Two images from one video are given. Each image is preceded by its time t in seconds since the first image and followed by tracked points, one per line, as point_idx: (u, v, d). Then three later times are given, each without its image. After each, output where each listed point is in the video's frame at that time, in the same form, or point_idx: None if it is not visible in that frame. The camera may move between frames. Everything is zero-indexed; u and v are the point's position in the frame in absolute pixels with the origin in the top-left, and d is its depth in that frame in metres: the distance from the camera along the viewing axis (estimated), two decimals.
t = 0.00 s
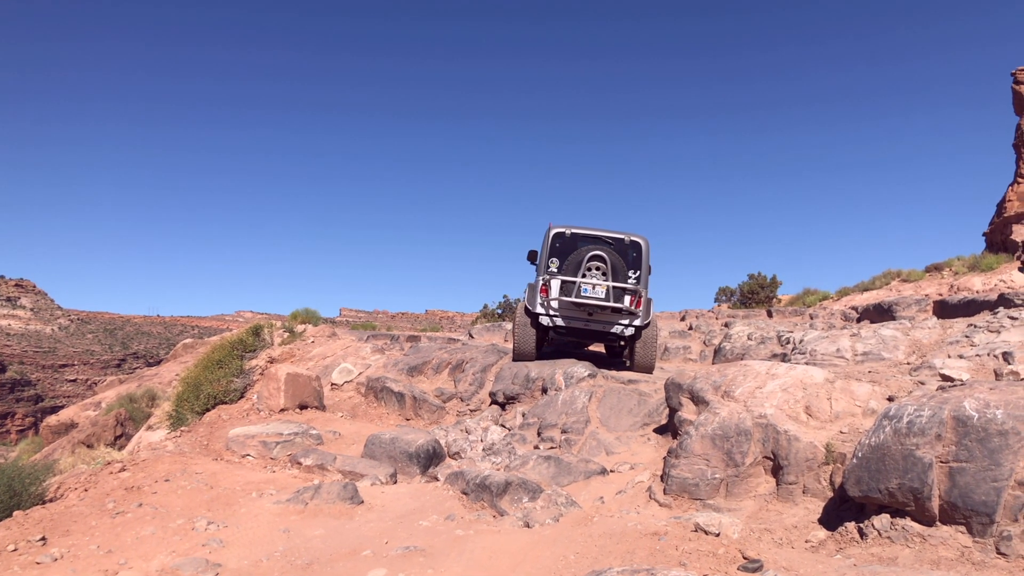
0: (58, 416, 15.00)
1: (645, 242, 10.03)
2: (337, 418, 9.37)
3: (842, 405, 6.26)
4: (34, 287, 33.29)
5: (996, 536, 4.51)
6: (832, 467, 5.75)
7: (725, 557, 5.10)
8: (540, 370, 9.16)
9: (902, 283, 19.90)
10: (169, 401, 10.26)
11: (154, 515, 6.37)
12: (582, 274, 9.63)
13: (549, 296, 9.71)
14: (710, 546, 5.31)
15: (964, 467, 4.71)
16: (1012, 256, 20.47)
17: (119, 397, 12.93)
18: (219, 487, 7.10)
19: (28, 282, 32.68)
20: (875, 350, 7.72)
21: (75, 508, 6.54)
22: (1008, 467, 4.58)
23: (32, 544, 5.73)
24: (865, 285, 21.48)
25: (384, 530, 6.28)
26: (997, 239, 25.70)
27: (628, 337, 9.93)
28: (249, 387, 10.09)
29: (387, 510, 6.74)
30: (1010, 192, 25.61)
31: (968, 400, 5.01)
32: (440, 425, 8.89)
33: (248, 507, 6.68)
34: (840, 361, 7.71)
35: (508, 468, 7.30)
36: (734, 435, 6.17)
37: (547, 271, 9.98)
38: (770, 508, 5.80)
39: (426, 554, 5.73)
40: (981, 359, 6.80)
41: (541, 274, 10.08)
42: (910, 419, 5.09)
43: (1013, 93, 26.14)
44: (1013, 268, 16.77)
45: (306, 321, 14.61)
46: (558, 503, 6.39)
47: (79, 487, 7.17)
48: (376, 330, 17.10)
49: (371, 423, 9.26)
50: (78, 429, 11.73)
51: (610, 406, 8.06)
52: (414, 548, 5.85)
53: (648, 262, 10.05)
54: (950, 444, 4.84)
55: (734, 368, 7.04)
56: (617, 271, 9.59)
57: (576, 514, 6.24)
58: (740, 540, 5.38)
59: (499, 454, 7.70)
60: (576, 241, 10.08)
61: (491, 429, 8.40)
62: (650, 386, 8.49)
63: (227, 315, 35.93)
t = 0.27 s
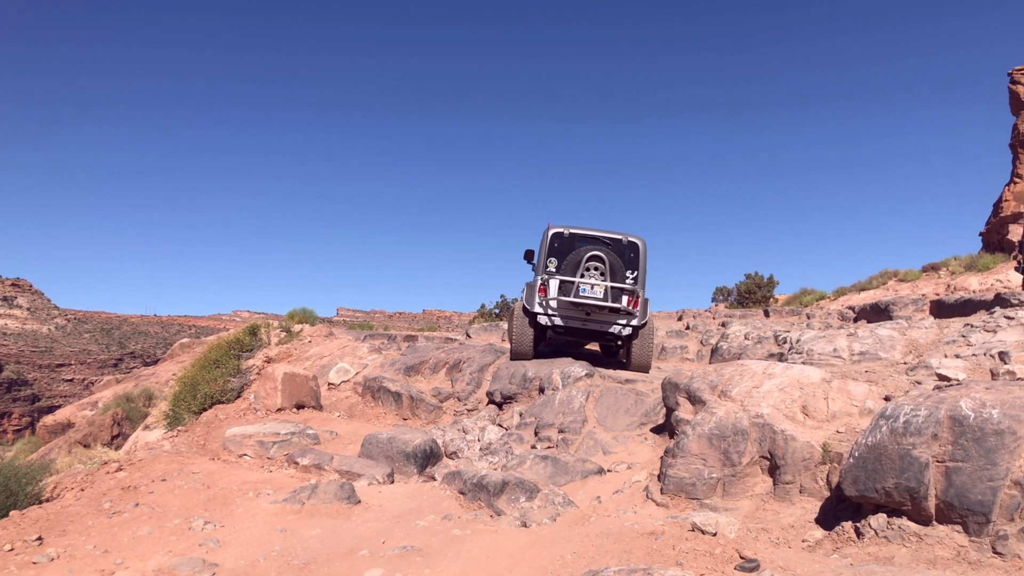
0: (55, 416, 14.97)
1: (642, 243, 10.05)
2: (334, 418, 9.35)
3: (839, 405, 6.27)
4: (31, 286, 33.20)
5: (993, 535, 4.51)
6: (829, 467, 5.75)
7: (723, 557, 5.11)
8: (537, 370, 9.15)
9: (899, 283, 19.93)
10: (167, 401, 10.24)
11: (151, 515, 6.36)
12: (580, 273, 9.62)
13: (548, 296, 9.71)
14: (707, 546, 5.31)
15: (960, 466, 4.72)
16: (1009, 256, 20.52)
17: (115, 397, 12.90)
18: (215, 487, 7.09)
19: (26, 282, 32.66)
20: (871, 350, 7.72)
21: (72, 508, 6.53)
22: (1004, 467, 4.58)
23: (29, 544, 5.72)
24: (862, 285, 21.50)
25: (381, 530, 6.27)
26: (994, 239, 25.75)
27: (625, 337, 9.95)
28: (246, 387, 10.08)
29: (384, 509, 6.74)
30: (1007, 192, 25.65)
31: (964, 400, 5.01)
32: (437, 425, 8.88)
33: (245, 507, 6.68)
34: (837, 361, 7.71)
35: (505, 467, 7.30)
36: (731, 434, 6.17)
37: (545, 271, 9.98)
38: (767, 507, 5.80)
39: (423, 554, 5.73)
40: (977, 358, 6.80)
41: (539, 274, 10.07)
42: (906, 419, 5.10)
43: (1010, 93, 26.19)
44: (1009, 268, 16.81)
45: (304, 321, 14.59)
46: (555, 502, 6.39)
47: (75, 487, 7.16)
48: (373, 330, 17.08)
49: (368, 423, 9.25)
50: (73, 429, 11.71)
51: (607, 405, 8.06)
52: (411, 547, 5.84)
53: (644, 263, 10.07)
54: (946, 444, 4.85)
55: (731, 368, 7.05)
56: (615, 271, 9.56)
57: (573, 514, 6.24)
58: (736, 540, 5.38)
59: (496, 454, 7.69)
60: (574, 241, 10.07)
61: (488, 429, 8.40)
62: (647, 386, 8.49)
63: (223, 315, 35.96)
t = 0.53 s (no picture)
0: (52, 416, 14.95)
1: (640, 242, 10.07)
2: (332, 418, 9.34)
3: (836, 403, 6.27)
4: (29, 286, 33.15)
5: (990, 533, 4.52)
6: (826, 465, 5.77)
7: (720, 556, 5.11)
8: (535, 369, 9.15)
9: (897, 282, 19.95)
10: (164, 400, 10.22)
11: (148, 515, 6.35)
12: (579, 272, 9.62)
13: (547, 294, 9.68)
14: (704, 545, 5.31)
15: (957, 465, 4.72)
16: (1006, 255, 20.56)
17: (113, 397, 12.89)
18: (213, 487, 7.08)
19: (23, 281, 32.63)
20: (869, 349, 7.73)
21: (69, 508, 6.51)
22: (1001, 465, 4.59)
23: (26, 544, 5.70)
24: (860, 284, 21.53)
25: (379, 529, 6.27)
26: (991, 238, 25.79)
27: (623, 336, 9.96)
28: (244, 386, 10.07)
29: (382, 509, 6.73)
30: (1004, 191, 25.69)
31: (962, 399, 5.02)
32: (435, 424, 8.88)
33: (243, 506, 6.67)
34: (835, 360, 7.72)
35: (503, 467, 7.30)
36: (728, 433, 6.17)
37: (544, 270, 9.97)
38: (765, 506, 5.81)
39: (421, 553, 5.72)
40: (975, 357, 6.81)
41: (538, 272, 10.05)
42: (904, 417, 5.11)
43: (1007, 92, 26.24)
44: (1007, 267, 16.83)
45: (302, 320, 14.58)
46: (553, 502, 6.39)
47: (73, 486, 7.15)
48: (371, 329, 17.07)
49: (366, 422, 9.25)
50: (71, 428, 11.69)
51: (605, 404, 8.06)
52: (409, 547, 5.83)
53: (642, 262, 10.09)
54: (944, 442, 4.85)
55: (728, 367, 7.05)
56: (614, 270, 9.62)
57: (571, 513, 6.24)
58: (734, 538, 5.39)
59: (494, 453, 7.70)
60: (572, 240, 10.07)
61: (486, 428, 8.40)
62: (645, 385, 8.50)
63: (221, 314, 35.94)
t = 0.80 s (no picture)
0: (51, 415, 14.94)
1: (638, 241, 10.06)
2: (332, 417, 9.33)
3: (836, 402, 6.28)
4: (28, 285, 33.13)
5: (989, 532, 4.52)
6: (826, 464, 5.77)
7: (719, 554, 5.11)
8: (535, 368, 9.15)
9: (895, 281, 19.97)
10: (163, 400, 10.21)
11: (147, 515, 6.34)
12: (578, 271, 9.62)
13: (547, 293, 9.65)
14: (703, 544, 5.31)
15: (956, 463, 4.72)
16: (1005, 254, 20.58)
17: (112, 396, 12.88)
18: (212, 486, 7.07)
19: (22, 281, 32.62)
20: (868, 348, 7.73)
21: (68, 507, 6.50)
22: (1001, 463, 4.59)
23: (25, 544, 5.70)
24: (859, 282, 21.54)
25: (378, 528, 6.27)
26: (990, 237, 25.81)
27: (621, 334, 9.96)
28: (243, 386, 10.06)
29: (381, 508, 6.73)
30: (1003, 190, 25.71)
31: (961, 397, 5.02)
32: (434, 423, 8.87)
33: (242, 506, 6.66)
34: (834, 359, 7.71)
35: (502, 466, 7.30)
36: (728, 432, 6.17)
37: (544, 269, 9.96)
38: (764, 505, 5.81)
39: (420, 553, 5.72)
40: (974, 355, 6.81)
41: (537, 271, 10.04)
42: (903, 416, 5.11)
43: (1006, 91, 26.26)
44: (1006, 265, 16.84)
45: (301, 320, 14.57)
46: (552, 501, 6.39)
47: (72, 486, 7.14)
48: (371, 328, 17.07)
49: (365, 422, 9.24)
50: (70, 428, 11.69)
51: (604, 403, 8.06)
52: (408, 546, 5.83)
53: (640, 261, 10.09)
54: (943, 441, 4.85)
55: (727, 366, 7.04)
56: (612, 269, 9.68)
57: (570, 512, 6.24)
58: (734, 537, 5.39)
59: (493, 452, 7.70)
60: (570, 239, 10.06)
61: (485, 427, 8.39)
62: (645, 384, 8.49)
63: (220, 314, 35.94)
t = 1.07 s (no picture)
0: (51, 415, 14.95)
1: (638, 242, 10.06)
2: (331, 417, 9.33)
3: (836, 401, 6.27)
4: (27, 285, 33.12)
5: (990, 531, 4.52)
6: (826, 463, 5.77)
7: (720, 554, 5.11)
8: (535, 368, 9.14)
9: (895, 280, 19.97)
10: (163, 400, 10.21)
11: (147, 515, 6.34)
12: (579, 271, 9.62)
13: (548, 292, 9.64)
14: (704, 543, 5.31)
15: (957, 463, 4.72)
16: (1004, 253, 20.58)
17: (112, 396, 12.89)
18: (212, 486, 7.07)
19: (21, 280, 32.65)
20: (868, 347, 7.73)
21: (68, 507, 6.50)
22: (1001, 463, 4.59)
23: (25, 544, 5.70)
24: (859, 282, 21.55)
25: (378, 528, 6.26)
26: (989, 236, 25.82)
27: (621, 334, 9.96)
28: (243, 386, 10.05)
29: (381, 508, 6.73)
30: (1003, 189, 25.71)
31: (961, 396, 5.02)
32: (434, 423, 8.87)
33: (242, 506, 6.65)
34: (834, 358, 7.71)
35: (502, 465, 7.29)
36: (728, 432, 6.16)
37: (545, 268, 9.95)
38: (764, 504, 5.81)
39: (420, 552, 5.72)
40: (974, 355, 6.81)
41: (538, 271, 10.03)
42: (903, 416, 5.11)
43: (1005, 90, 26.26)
44: (1006, 265, 16.83)
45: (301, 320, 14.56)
46: (553, 500, 6.39)
47: (72, 486, 7.14)
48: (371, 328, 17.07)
49: (365, 421, 9.24)
50: (70, 427, 11.69)
51: (604, 403, 8.05)
52: (408, 546, 5.83)
53: (640, 261, 10.09)
54: (943, 440, 4.85)
55: (727, 365, 7.04)
56: (612, 269, 9.71)
57: (570, 511, 6.24)
58: (734, 536, 5.39)
59: (493, 452, 7.71)
60: (571, 239, 10.06)
61: (485, 427, 8.39)
62: (644, 383, 8.49)
63: (219, 313, 35.96)
